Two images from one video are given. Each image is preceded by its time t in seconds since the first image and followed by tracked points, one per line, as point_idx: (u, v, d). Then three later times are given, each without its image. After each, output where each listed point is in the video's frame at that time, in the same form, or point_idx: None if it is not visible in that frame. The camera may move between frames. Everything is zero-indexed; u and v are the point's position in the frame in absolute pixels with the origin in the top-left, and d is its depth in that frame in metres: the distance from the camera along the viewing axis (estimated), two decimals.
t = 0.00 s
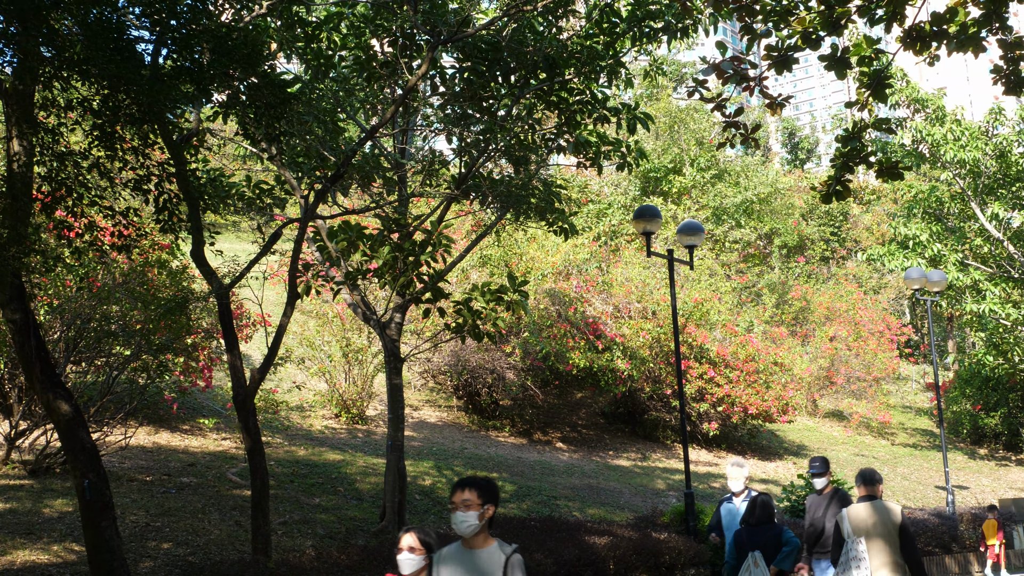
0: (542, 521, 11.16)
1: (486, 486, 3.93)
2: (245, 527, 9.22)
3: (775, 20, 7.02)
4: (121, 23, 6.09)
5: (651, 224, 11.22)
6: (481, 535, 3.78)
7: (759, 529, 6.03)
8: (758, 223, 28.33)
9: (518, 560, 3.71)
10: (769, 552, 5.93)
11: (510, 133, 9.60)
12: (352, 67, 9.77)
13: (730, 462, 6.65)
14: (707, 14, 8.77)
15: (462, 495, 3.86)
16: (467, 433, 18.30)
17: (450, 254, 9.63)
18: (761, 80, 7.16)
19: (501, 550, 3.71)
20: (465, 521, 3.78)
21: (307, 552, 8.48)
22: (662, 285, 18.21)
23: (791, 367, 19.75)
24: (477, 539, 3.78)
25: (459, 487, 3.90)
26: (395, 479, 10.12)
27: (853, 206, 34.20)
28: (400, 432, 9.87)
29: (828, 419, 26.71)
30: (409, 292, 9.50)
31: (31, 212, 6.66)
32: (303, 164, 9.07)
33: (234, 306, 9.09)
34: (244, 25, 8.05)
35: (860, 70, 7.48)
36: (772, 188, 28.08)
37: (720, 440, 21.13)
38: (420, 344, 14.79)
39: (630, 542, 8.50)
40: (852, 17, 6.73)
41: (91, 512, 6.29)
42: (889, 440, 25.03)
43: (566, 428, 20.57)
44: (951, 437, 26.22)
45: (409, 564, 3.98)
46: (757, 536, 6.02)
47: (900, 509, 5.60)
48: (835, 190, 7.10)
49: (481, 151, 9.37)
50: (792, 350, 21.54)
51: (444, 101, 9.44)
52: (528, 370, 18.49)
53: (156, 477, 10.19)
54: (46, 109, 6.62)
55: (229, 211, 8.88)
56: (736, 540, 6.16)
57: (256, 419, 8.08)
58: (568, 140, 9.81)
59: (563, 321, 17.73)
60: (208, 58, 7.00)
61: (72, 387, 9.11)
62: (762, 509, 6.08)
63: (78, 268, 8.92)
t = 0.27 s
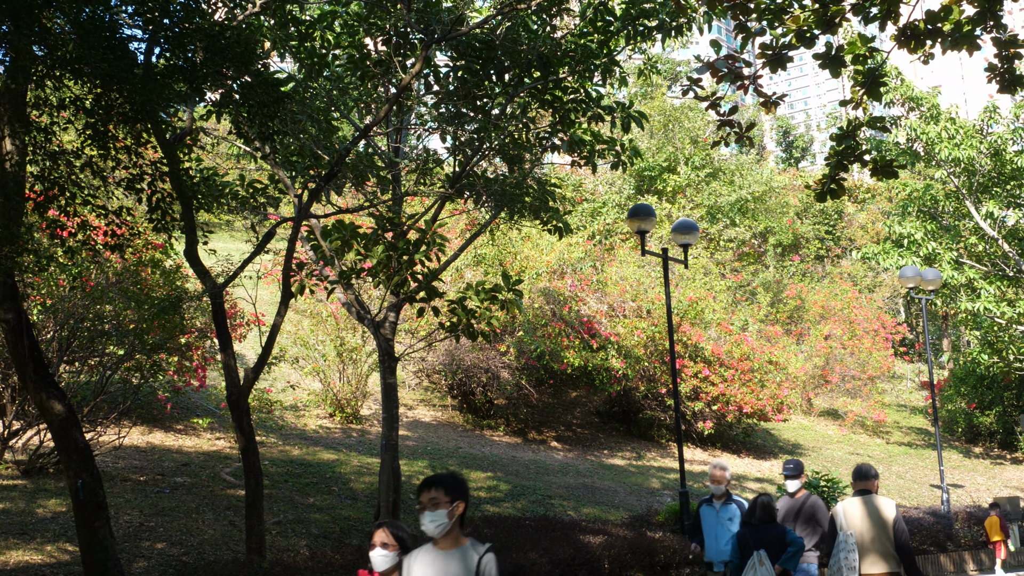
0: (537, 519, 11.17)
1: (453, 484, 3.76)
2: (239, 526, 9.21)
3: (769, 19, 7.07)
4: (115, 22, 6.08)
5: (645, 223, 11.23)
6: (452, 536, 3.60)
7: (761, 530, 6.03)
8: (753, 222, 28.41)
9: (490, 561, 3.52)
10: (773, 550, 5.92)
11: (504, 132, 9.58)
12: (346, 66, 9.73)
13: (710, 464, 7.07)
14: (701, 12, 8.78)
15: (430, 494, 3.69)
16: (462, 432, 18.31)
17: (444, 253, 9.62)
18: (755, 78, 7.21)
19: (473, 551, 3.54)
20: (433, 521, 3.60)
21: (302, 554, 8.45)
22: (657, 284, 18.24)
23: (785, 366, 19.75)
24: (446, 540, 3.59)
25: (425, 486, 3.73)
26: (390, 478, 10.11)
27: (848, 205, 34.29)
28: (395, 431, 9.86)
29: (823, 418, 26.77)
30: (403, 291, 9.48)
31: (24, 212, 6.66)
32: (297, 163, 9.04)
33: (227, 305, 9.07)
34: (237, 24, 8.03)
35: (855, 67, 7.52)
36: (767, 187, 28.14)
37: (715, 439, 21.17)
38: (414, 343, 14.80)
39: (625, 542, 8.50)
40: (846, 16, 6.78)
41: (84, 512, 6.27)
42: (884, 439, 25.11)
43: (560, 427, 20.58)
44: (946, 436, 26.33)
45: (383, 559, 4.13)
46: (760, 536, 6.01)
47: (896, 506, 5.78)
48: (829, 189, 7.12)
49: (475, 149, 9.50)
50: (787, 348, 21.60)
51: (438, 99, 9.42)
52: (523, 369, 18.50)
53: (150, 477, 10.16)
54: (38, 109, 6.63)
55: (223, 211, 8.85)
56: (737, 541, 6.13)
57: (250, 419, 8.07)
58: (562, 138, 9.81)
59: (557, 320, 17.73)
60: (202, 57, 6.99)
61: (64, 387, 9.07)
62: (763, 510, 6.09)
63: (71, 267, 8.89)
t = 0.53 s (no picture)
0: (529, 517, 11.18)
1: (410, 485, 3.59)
2: (230, 526, 9.19)
3: (762, 16, 7.06)
4: (104, 19, 6.09)
5: (638, 221, 11.24)
6: (406, 541, 3.46)
7: (759, 523, 6.17)
8: (745, 220, 28.50)
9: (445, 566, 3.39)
10: (769, 547, 6.05)
11: (496, 129, 9.56)
12: (337, 64, 9.69)
13: (686, 458, 6.69)
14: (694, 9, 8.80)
15: (383, 496, 3.52)
16: (454, 431, 18.30)
17: (436, 251, 9.60)
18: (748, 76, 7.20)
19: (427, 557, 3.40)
20: (385, 527, 3.45)
21: (294, 552, 8.43)
22: (649, 282, 18.29)
23: (777, 364, 19.75)
24: (400, 545, 3.45)
25: (381, 487, 3.55)
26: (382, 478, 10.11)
27: (840, 203, 34.43)
28: (387, 430, 9.86)
29: (815, 416, 26.86)
30: (395, 289, 9.46)
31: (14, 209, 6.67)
32: (288, 160, 9.01)
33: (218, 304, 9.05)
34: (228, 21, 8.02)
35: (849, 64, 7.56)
36: (759, 185, 28.23)
37: (707, 437, 21.22)
38: (407, 342, 14.79)
39: (617, 541, 8.52)
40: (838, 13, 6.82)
41: (74, 511, 6.24)
42: (876, 437, 25.22)
43: (552, 425, 20.60)
44: (938, 434, 26.46)
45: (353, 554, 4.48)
46: (758, 531, 6.15)
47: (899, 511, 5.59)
48: (821, 186, 7.21)
49: (467, 147, 9.39)
50: (779, 346, 21.67)
51: (429, 97, 9.41)
52: (515, 367, 18.50)
53: (140, 476, 10.12)
54: (27, 105, 6.65)
55: (214, 209, 8.82)
56: (736, 537, 6.27)
57: (241, 418, 8.05)
58: (555, 136, 9.82)
59: (550, 318, 17.73)
60: (193, 54, 7.00)
61: (54, 386, 9.02)
62: (761, 506, 6.21)
63: (60, 266, 8.85)
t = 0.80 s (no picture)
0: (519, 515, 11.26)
1: (372, 488, 3.38)
2: (222, 522, 9.23)
3: (751, 17, 7.12)
4: (96, 18, 6.12)
5: (627, 220, 11.32)
6: (363, 545, 3.21)
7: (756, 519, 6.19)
8: (735, 219, 28.68)
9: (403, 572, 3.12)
10: (760, 544, 6.05)
11: (486, 128, 9.62)
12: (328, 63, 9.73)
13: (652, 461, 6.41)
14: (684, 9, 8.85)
15: (341, 497, 3.30)
16: (444, 428, 18.36)
17: (426, 250, 9.65)
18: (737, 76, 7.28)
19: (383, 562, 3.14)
20: (340, 528, 3.22)
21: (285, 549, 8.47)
22: (638, 281, 18.42)
23: (766, 362, 19.88)
24: (357, 548, 3.21)
25: (338, 488, 3.34)
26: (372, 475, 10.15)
27: (829, 203, 34.67)
28: (377, 428, 9.91)
29: (803, 414, 27.05)
30: (385, 288, 9.51)
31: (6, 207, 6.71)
32: (279, 159, 9.05)
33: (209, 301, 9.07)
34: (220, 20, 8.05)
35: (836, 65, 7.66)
36: (749, 184, 28.40)
37: (696, 435, 21.35)
38: (397, 340, 14.83)
39: (606, 538, 8.62)
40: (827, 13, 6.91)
41: (66, 507, 6.26)
42: (864, 436, 25.44)
43: (542, 423, 20.68)
44: (926, 432, 26.73)
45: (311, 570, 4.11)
46: (753, 528, 6.15)
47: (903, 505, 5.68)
48: (809, 186, 7.31)
49: (458, 146, 9.50)
50: (767, 345, 21.82)
51: (420, 96, 9.46)
52: (505, 365, 18.57)
53: (131, 473, 10.13)
54: (19, 103, 6.69)
55: (205, 207, 8.84)
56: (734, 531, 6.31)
57: (232, 415, 8.09)
58: (545, 135, 9.88)
59: (540, 316, 17.81)
60: (185, 53, 7.03)
61: (45, 383, 9.03)
62: (764, 502, 6.26)
63: (52, 263, 8.86)
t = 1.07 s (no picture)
0: (512, 513, 11.29)
1: (338, 486, 3.28)
2: (213, 520, 9.23)
3: (744, 15, 7.13)
4: (87, 14, 6.12)
5: (619, 218, 11.35)
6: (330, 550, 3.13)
7: (767, 517, 6.27)
8: (727, 217, 28.79)
9: None
10: (773, 544, 6.16)
11: (479, 126, 9.63)
12: (321, 61, 9.74)
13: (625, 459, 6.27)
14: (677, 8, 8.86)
15: (307, 498, 3.21)
16: (437, 426, 18.37)
17: (419, 248, 9.65)
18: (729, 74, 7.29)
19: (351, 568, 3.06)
20: (308, 531, 3.13)
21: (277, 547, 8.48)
22: (631, 279, 18.47)
23: (758, 361, 19.95)
24: (323, 553, 3.12)
25: (303, 490, 3.25)
26: (364, 474, 10.15)
27: (821, 201, 34.81)
28: (369, 426, 9.91)
29: (796, 412, 27.15)
30: (378, 286, 9.52)
31: None
32: (272, 157, 9.05)
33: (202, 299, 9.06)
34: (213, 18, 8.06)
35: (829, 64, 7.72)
36: (741, 183, 28.49)
37: (688, 433, 21.43)
38: (389, 338, 14.83)
39: (599, 537, 8.65)
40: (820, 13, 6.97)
41: (57, 505, 6.25)
42: (856, 434, 25.58)
43: (534, 421, 20.71)
44: (918, 430, 26.88)
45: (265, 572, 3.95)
46: (764, 526, 6.25)
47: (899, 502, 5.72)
48: (802, 184, 7.35)
49: (450, 144, 9.56)
50: (760, 344, 21.90)
51: (413, 94, 9.51)
52: (498, 363, 18.57)
53: (123, 471, 10.11)
54: (10, 101, 6.71)
55: (197, 205, 8.83)
56: (745, 528, 6.37)
57: (224, 413, 8.09)
58: (537, 133, 9.87)
59: (532, 314, 17.83)
60: (176, 49, 7.04)
61: (37, 381, 9.00)
62: (775, 500, 6.29)
63: (43, 260, 8.84)
